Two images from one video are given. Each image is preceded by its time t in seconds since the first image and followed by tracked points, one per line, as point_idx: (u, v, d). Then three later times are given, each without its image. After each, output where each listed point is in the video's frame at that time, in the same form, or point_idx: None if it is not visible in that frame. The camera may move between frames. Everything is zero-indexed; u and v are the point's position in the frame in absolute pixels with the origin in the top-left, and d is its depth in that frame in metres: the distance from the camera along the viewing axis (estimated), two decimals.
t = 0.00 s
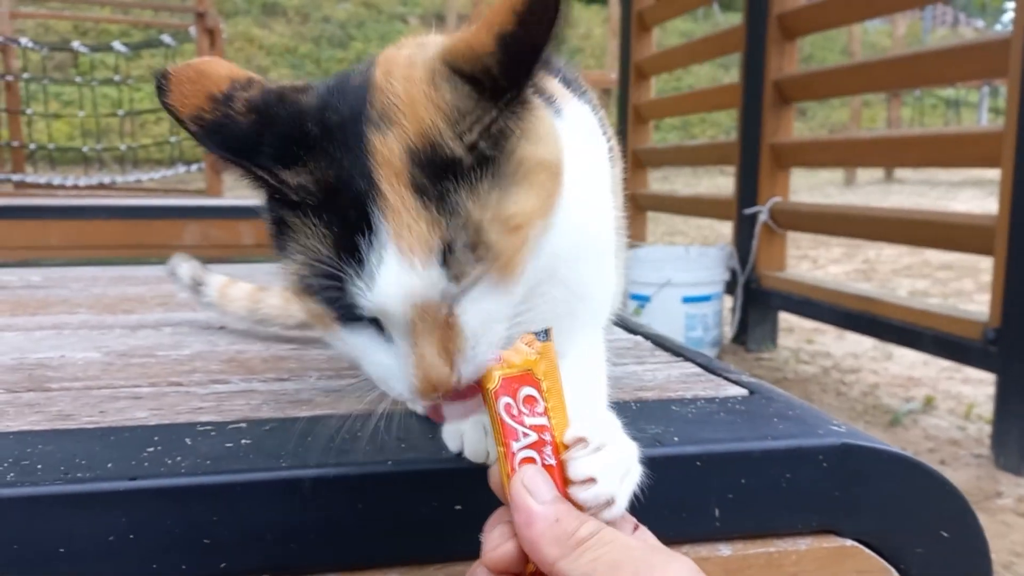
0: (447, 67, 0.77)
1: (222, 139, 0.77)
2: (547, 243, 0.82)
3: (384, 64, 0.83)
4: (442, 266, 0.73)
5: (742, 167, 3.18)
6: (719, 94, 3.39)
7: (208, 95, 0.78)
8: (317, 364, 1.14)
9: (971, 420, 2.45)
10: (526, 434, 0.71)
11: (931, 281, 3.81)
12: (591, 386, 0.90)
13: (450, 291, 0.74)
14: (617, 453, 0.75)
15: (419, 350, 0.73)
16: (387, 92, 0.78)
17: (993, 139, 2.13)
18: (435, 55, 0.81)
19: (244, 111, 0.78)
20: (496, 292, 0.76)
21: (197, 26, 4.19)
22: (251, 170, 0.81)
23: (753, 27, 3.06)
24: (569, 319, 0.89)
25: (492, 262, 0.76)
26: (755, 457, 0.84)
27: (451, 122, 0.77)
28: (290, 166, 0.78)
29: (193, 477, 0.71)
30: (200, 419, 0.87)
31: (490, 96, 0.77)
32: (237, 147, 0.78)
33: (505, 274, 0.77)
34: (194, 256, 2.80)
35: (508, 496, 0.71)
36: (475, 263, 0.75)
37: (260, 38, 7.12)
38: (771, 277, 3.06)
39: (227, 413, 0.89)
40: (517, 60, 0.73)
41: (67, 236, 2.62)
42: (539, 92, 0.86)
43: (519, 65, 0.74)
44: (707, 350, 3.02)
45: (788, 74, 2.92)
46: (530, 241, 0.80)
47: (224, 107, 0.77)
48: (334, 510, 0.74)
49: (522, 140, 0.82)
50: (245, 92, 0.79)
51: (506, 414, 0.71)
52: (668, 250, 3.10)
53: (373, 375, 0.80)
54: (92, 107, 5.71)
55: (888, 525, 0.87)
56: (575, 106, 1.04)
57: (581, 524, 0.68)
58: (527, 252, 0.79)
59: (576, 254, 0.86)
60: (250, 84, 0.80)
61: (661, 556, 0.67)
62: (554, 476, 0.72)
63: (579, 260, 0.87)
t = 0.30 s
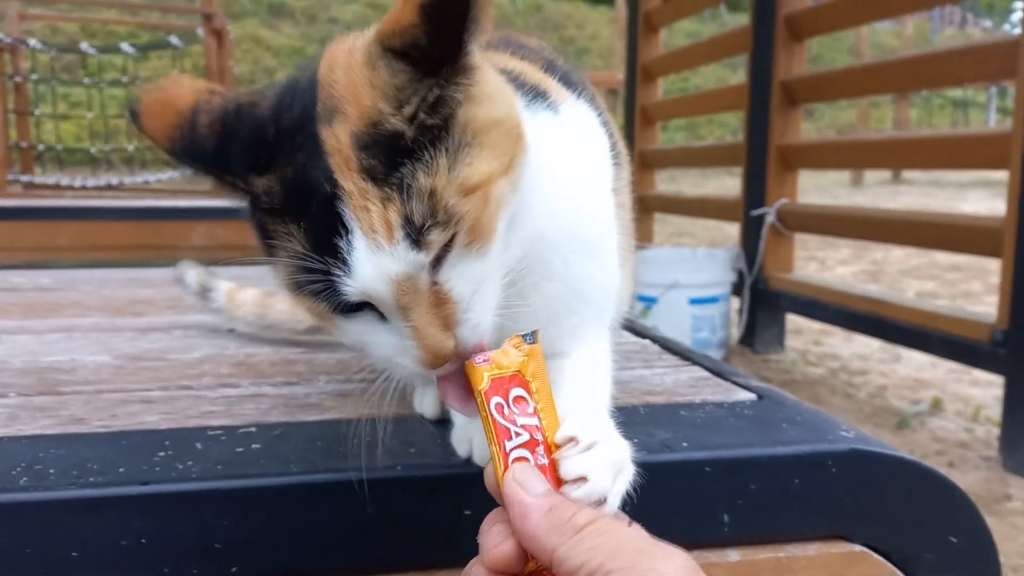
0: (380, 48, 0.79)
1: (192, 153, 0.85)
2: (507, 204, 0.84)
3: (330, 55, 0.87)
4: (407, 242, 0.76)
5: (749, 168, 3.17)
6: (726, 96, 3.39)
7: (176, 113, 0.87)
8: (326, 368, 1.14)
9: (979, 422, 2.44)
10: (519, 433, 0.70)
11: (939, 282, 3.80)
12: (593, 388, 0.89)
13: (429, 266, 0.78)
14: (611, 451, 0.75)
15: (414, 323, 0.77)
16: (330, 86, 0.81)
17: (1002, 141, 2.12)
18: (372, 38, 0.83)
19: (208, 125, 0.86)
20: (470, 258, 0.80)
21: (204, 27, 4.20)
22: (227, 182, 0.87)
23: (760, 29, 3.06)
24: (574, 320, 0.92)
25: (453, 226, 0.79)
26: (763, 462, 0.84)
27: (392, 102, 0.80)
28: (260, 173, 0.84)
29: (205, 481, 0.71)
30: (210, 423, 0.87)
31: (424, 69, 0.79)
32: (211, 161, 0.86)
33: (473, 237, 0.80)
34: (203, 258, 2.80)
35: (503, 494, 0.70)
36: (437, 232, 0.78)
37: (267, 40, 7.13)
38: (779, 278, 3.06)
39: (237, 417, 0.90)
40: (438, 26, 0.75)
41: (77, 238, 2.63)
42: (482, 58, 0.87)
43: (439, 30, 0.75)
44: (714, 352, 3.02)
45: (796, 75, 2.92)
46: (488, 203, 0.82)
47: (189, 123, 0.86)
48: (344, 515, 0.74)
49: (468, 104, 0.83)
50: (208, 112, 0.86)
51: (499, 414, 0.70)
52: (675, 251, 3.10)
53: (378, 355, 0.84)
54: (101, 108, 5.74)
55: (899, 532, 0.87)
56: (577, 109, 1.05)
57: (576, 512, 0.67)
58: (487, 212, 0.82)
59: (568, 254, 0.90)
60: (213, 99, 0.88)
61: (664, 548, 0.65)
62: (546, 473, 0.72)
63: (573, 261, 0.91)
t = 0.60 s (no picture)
0: (387, 43, 0.81)
1: (207, 171, 0.84)
2: (534, 199, 0.83)
3: (341, 58, 0.88)
4: (428, 235, 0.76)
5: (756, 170, 3.17)
6: (732, 98, 3.38)
7: (192, 134, 0.87)
8: (336, 370, 1.14)
9: (987, 425, 2.43)
10: (538, 431, 0.73)
11: (945, 284, 3.79)
12: (600, 392, 0.90)
13: (454, 259, 0.77)
14: (632, 448, 0.74)
15: (446, 316, 0.76)
16: (341, 86, 0.82)
17: (1010, 143, 2.11)
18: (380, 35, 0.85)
19: (223, 141, 0.86)
20: (503, 251, 0.80)
21: (210, 28, 4.21)
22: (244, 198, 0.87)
23: (767, 30, 3.05)
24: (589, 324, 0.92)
25: (474, 217, 0.78)
26: (778, 467, 0.83)
27: (401, 95, 0.80)
28: (277, 180, 0.84)
29: (218, 485, 0.71)
30: (222, 426, 0.87)
31: (431, 57, 0.80)
32: (227, 176, 0.85)
33: (502, 230, 0.80)
34: (208, 259, 2.80)
35: (525, 487, 0.70)
36: (458, 222, 0.77)
37: (272, 42, 7.15)
38: (785, 280, 3.05)
39: (248, 420, 0.89)
40: (444, 11, 0.77)
41: (83, 238, 2.63)
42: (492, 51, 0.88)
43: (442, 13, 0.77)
44: (720, 354, 3.01)
45: (803, 76, 2.91)
46: (516, 195, 0.81)
47: (204, 140, 0.86)
48: (357, 520, 0.74)
49: (480, 93, 0.83)
50: (223, 126, 0.87)
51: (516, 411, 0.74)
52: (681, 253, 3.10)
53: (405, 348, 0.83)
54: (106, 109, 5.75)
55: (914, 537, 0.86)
56: (592, 111, 1.04)
57: (597, 502, 0.65)
58: (515, 205, 0.81)
59: (586, 254, 0.90)
60: (227, 115, 0.89)
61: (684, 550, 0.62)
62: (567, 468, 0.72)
63: (590, 262, 0.91)
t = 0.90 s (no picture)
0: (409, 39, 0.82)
1: (229, 168, 0.87)
2: (558, 203, 0.82)
3: (367, 49, 0.90)
4: (446, 238, 0.76)
5: (759, 173, 3.15)
6: (735, 100, 3.37)
7: (211, 133, 0.89)
8: (338, 372, 1.12)
9: (991, 429, 2.42)
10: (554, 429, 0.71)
11: (948, 288, 3.78)
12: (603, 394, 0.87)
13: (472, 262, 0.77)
14: (650, 452, 0.73)
15: (463, 319, 0.76)
16: (360, 83, 0.83)
17: (1012, 144, 2.10)
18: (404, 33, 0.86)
19: (243, 138, 0.88)
20: (524, 255, 0.79)
21: (212, 30, 4.20)
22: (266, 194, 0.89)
23: (770, 34, 3.04)
24: (608, 329, 0.91)
25: (492, 222, 0.77)
26: (785, 471, 0.82)
27: (421, 92, 0.81)
28: (294, 178, 0.86)
29: (218, 489, 0.70)
30: (223, 428, 0.86)
31: (453, 55, 0.81)
32: (246, 171, 0.88)
33: (524, 234, 0.79)
34: (210, 260, 2.79)
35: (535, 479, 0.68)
36: (475, 227, 0.77)
37: (274, 44, 7.14)
38: (788, 283, 3.04)
39: (250, 423, 0.88)
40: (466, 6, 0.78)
41: (83, 240, 2.62)
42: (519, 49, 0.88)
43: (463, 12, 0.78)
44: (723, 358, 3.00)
45: (806, 79, 2.90)
46: (540, 202, 0.80)
47: (223, 139, 0.88)
48: (361, 523, 0.73)
49: (504, 93, 0.83)
50: (242, 119, 0.90)
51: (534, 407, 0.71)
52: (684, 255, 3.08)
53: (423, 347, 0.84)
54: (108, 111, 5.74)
55: (923, 541, 0.85)
56: (614, 113, 1.04)
57: (598, 498, 0.64)
58: (539, 210, 0.80)
59: (609, 256, 0.90)
60: (245, 111, 0.91)
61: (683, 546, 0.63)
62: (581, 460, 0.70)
63: (611, 265, 0.90)
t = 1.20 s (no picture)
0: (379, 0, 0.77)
1: (230, 153, 0.90)
2: (546, 159, 0.79)
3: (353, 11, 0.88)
4: (422, 203, 0.76)
5: (762, 173, 3.14)
6: (738, 101, 3.36)
7: (208, 120, 0.93)
8: (339, 370, 1.12)
9: (995, 430, 2.41)
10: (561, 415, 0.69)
11: (950, 289, 3.76)
12: (608, 377, 0.89)
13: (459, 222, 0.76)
14: (658, 438, 0.72)
15: (454, 281, 0.76)
16: (338, 52, 0.81)
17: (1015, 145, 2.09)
18: None
19: (239, 122, 0.91)
20: (515, 212, 0.78)
21: (214, 31, 4.20)
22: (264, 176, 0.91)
23: (773, 34, 3.03)
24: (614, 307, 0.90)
25: (472, 181, 0.76)
26: (790, 470, 0.81)
27: (394, 57, 0.78)
28: (286, 156, 0.87)
29: (215, 486, 0.69)
30: (222, 426, 0.85)
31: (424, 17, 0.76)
32: (244, 155, 0.90)
33: (512, 191, 0.77)
34: (212, 260, 2.79)
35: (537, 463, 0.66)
36: (454, 188, 0.75)
37: (276, 45, 7.14)
38: (791, 284, 3.03)
39: (249, 420, 0.87)
40: None
41: (85, 240, 2.61)
42: None
43: None
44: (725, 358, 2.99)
45: (809, 78, 2.88)
46: (527, 154, 0.77)
47: (222, 125, 0.91)
48: (360, 520, 0.72)
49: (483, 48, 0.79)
50: (236, 108, 0.93)
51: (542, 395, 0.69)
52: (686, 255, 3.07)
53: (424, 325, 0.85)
54: (110, 111, 5.74)
55: (928, 541, 0.84)
56: (618, 88, 1.01)
57: (607, 486, 0.63)
58: (525, 165, 0.77)
59: (611, 231, 0.86)
60: (236, 96, 0.94)
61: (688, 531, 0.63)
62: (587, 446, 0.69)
63: (615, 241, 0.87)
